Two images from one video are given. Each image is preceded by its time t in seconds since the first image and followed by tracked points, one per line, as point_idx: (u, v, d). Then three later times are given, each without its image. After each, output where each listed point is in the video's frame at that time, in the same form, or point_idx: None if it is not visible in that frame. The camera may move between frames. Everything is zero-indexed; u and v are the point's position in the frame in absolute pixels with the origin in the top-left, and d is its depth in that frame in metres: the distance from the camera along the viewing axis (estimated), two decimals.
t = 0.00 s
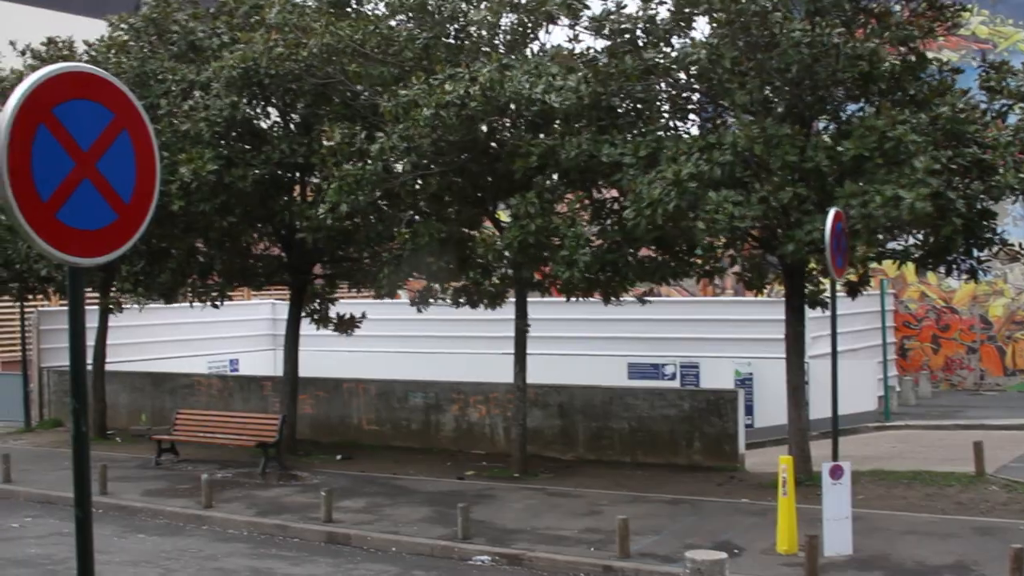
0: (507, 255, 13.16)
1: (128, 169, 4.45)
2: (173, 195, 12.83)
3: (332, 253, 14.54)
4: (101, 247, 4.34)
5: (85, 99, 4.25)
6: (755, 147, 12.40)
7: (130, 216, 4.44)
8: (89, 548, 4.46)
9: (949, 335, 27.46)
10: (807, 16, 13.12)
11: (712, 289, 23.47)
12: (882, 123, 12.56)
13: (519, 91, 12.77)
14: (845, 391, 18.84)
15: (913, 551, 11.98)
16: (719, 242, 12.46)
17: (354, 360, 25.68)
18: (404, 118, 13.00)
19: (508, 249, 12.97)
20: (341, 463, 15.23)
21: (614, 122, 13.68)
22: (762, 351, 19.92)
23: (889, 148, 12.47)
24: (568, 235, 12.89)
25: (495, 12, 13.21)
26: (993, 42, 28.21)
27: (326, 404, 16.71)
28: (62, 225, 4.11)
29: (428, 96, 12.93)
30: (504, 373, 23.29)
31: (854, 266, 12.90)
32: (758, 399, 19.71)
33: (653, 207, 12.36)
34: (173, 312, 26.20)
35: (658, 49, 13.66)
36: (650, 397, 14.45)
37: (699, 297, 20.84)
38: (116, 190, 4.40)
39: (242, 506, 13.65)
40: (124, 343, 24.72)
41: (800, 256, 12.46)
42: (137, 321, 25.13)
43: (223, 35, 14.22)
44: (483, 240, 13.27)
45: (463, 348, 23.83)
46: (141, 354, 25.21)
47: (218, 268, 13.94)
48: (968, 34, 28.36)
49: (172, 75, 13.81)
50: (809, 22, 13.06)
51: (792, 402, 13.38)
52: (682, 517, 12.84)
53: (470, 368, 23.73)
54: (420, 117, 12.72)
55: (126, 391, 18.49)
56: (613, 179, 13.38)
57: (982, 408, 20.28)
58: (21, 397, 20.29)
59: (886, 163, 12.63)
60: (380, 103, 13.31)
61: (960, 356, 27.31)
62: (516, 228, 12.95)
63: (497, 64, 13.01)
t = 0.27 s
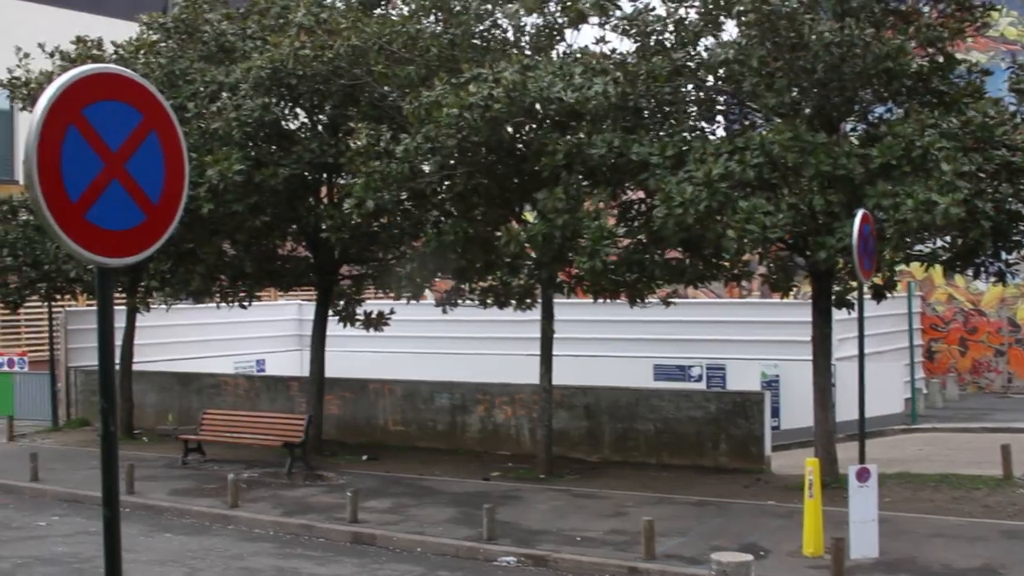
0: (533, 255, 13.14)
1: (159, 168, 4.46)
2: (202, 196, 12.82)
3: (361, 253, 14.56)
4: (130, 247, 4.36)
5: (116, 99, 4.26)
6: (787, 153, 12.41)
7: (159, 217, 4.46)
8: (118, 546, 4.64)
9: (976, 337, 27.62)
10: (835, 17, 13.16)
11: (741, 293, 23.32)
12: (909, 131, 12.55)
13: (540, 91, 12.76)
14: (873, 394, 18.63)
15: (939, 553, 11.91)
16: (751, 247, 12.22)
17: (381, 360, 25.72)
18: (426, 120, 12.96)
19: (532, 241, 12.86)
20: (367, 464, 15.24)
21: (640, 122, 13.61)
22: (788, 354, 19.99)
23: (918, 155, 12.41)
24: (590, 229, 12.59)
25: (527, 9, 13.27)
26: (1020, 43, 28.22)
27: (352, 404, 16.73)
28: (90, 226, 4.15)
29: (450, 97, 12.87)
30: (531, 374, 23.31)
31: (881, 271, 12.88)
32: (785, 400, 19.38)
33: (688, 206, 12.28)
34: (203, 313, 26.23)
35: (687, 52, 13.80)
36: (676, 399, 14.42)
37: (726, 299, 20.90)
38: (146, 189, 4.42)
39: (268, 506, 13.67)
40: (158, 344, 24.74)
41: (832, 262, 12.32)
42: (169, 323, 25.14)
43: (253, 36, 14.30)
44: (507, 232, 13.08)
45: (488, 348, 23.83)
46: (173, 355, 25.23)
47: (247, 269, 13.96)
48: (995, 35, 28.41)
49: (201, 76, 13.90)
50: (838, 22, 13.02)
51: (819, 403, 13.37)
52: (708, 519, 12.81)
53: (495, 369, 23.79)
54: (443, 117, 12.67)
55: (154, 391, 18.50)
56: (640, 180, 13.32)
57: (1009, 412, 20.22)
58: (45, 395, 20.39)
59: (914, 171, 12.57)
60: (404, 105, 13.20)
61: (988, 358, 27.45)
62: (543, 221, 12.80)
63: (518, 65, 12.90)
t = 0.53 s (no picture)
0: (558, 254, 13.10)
1: (185, 168, 4.56)
2: (231, 195, 12.84)
3: (384, 253, 14.48)
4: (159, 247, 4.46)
5: (142, 100, 4.36)
6: (810, 159, 12.35)
7: (186, 217, 4.56)
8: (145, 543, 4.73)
9: (1003, 337, 27.36)
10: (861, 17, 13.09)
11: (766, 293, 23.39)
12: (935, 130, 12.31)
13: (572, 90, 12.68)
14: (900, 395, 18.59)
15: (966, 554, 11.84)
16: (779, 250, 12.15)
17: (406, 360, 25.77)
18: (455, 119, 12.99)
19: (563, 232, 12.79)
20: (393, 464, 15.25)
21: (666, 122, 13.57)
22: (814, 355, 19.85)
23: (943, 155, 12.19)
24: (618, 223, 12.52)
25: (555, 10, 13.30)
26: None
27: (377, 405, 16.73)
28: (118, 225, 4.25)
29: (477, 97, 12.89)
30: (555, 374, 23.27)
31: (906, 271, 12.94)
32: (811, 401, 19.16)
33: (717, 211, 12.25)
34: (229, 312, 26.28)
35: (714, 51, 13.78)
36: (702, 399, 14.39)
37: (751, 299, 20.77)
38: (173, 189, 4.51)
39: (293, 505, 13.69)
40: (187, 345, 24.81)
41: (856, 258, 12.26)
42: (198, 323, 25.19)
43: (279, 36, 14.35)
44: (535, 225, 13.07)
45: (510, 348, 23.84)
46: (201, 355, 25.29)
47: (273, 268, 13.95)
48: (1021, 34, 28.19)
49: (228, 76, 13.95)
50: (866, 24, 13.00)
51: (844, 404, 13.32)
52: (734, 519, 12.78)
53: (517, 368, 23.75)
54: (472, 115, 12.65)
55: (180, 391, 18.51)
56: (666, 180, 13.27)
57: None
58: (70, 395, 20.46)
59: (937, 170, 12.35)
60: (431, 105, 13.30)
61: (1015, 359, 27.18)
62: (572, 215, 12.75)
63: (545, 65, 12.88)
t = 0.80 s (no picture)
0: (586, 250, 13.10)
1: (215, 168, 4.63)
2: (262, 192, 12.87)
3: (411, 249, 14.43)
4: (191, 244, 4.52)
5: (171, 99, 4.43)
6: (834, 146, 12.27)
7: (216, 215, 4.63)
8: (176, 542, 4.73)
9: None
10: (890, 14, 13.08)
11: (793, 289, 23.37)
12: (967, 123, 12.18)
13: (606, 86, 12.67)
14: (932, 391, 18.61)
15: (998, 552, 11.78)
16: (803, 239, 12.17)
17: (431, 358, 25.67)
18: (489, 113, 13.02)
19: (594, 228, 12.73)
20: (421, 460, 15.26)
21: (694, 119, 13.53)
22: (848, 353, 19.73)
23: (975, 148, 12.10)
24: (652, 218, 12.55)
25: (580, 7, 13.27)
26: None
27: (405, 401, 16.75)
28: (147, 222, 4.31)
29: (512, 92, 12.93)
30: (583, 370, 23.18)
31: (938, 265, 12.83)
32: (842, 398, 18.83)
33: (741, 202, 12.24)
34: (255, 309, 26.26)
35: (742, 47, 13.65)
36: (731, 396, 14.38)
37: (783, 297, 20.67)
38: (202, 188, 4.58)
39: (322, 501, 13.71)
40: (211, 342, 24.81)
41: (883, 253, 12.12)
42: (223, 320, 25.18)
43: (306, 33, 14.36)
44: (564, 221, 13.05)
45: (535, 344, 23.81)
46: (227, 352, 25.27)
47: (300, 264, 13.99)
48: None
49: (255, 74, 13.97)
50: (895, 22, 12.96)
51: (874, 400, 13.30)
52: (763, 516, 12.75)
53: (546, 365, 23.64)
54: (506, 109, 12.69)
55: (209, 387, 18.59)
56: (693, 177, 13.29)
57: None
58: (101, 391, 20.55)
59: (970, 163, 12.26)
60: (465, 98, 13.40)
61: None
62: (604, 208, 12.74)
63: (578, 60, 12.97)
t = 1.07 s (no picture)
0: (612, 253, 13.06)
1: (243, 167, 4.60)
2: (286, 195, 12.94)
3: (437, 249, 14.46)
4: (219, 244, 4.50)
5: (199, 99, 4.41)
6: (868, 140, 12.25)
7: (243, 214, 4.60)
8: (202, 544, 4.71)
9: None
10: (917, 12, 13.03)
11: (820, 289, 23.39)
12: (995, 120, 12.08)
13: (633, 87, 12.69)
14: (958, 392, 18.75)
15: None
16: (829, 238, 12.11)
17: (457, 358, 25.92)
18: (518, 113, 13.01)
19: (619, 236, 12.73)
20: (447, 461, 15.27)
21: (721, 118, 13.41)
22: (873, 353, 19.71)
23: (1005, 146, 11.98)
24: (676, 221, 12.47)
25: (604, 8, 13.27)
26: None
27: (431, 402, 16.76)
28: (175, 222, 4.27)
29: (540, 93, 12.95)
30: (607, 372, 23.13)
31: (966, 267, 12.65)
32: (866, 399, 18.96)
33: (767, 199, 12.20)
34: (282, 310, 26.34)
35: (768, 45, 13.58)
36: (757, 396, 14.36)
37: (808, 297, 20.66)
38: (229, 188, 4.54)
39: (348, 502, 13.73)
40: (240, 343, 24.88)
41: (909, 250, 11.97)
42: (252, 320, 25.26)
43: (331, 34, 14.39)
44: (590, 224, 13.00)
45: (556, 346, 23.85)
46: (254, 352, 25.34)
47: (324, 266, 14.10)
48: None
49: (280, 75, 14.00)
50: (920, 20, 12.87)
51: (900, 401, 13.27)
52: (790, 517, 12.71)
53: (569, 367, 23.67)
54: (534, 108, 12.77)
55: (235, 387, 18.65)
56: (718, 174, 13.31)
57: None
58: (128, 391, 20.59)
59: (999, 161, 12.14)
60: (492, 98, 13.47)
61: None
62: (631, 215, 12.73)
63: (605, 61, 13.02)
